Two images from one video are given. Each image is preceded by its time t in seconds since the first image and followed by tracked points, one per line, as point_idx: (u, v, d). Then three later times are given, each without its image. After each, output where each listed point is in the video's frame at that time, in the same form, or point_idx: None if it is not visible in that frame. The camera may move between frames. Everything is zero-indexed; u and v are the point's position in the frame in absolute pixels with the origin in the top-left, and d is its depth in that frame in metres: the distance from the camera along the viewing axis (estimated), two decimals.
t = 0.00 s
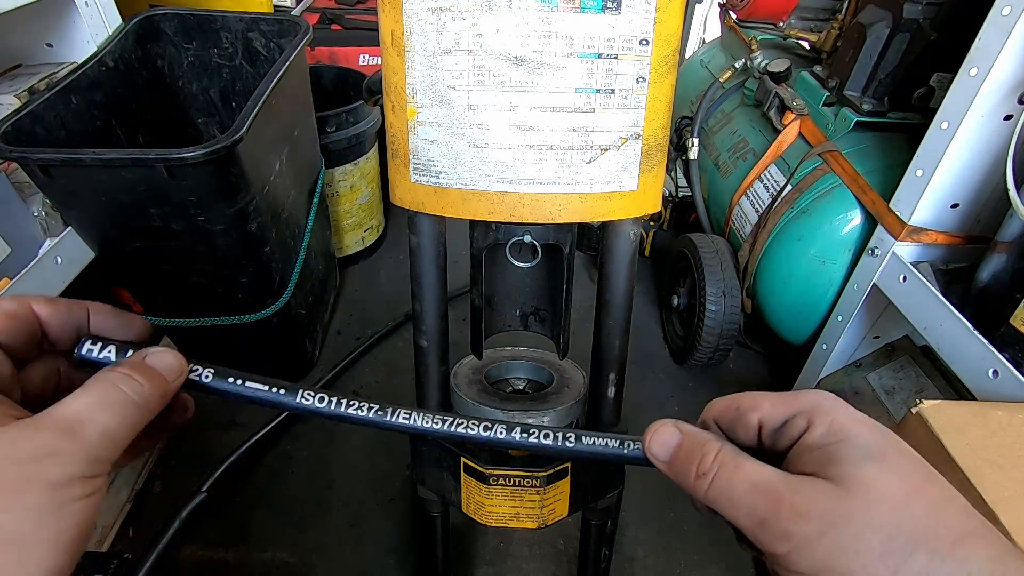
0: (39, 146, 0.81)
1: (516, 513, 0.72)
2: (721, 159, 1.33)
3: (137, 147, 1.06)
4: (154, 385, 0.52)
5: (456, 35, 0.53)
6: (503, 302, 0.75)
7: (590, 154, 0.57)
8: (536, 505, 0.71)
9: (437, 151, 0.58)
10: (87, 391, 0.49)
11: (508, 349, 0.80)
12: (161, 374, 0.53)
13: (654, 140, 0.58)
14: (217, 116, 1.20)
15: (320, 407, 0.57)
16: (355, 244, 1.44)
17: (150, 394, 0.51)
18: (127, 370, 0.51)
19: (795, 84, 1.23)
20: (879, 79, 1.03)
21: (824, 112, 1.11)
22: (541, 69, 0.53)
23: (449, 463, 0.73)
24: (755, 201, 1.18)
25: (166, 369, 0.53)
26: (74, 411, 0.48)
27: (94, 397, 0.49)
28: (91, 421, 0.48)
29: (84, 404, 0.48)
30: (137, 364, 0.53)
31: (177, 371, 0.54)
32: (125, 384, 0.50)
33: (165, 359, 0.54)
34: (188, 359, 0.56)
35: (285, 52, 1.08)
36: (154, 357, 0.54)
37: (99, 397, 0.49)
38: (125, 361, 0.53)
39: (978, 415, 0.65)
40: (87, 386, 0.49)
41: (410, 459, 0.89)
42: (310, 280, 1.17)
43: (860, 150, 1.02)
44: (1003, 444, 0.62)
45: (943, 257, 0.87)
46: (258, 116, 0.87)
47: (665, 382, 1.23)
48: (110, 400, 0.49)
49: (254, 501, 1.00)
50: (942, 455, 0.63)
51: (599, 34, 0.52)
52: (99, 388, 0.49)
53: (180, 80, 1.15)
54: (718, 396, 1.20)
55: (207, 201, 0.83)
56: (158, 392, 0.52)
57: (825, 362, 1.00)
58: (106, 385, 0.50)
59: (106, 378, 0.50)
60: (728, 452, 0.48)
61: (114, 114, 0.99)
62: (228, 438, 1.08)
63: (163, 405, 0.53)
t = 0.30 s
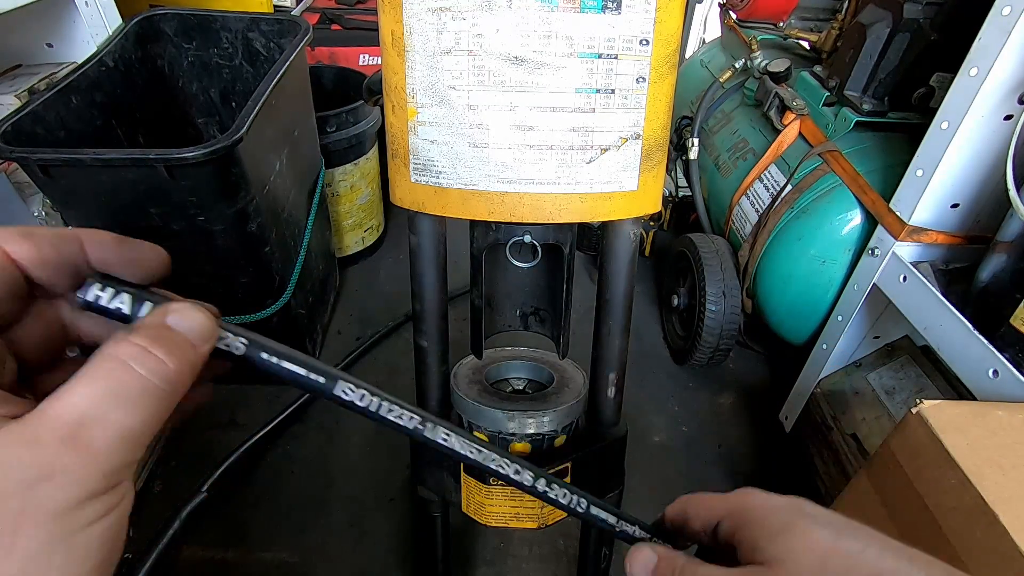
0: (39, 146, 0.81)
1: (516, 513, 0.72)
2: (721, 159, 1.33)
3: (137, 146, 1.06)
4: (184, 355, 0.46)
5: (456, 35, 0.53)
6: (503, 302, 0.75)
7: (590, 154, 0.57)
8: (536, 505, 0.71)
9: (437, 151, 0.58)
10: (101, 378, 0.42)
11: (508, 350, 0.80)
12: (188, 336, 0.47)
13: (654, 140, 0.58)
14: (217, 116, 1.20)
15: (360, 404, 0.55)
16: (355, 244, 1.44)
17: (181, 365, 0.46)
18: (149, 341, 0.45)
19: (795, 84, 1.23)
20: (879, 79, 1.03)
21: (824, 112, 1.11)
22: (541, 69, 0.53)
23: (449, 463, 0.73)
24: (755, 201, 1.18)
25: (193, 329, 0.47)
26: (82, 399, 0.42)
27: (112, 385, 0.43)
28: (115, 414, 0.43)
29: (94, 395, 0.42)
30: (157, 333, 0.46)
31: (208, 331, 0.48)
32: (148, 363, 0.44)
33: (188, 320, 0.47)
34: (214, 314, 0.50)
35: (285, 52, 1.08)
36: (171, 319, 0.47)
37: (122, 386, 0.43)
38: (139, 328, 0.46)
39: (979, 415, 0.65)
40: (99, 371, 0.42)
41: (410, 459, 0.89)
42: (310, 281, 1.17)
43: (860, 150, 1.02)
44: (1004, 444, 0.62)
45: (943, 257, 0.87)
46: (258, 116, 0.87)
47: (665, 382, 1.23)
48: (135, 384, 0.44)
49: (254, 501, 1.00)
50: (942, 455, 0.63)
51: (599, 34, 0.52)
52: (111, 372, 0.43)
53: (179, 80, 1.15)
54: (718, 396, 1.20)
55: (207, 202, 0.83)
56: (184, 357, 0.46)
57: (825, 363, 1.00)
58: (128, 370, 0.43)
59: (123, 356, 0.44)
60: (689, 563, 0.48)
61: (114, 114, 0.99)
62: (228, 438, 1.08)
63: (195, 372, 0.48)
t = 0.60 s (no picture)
0: (39, 146, 0.81)
1: (516, 513, 0.72)
2: (721, 159, 1.33)
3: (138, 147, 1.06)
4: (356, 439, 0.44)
5: (457, 35, 0.53)
6: (503, 301, 0.75)
7: (590, 154, 0.57)
8: (536, 505, 0.71)
9: (437, 151, 0.58)
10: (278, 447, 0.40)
11: (508, 349, 0.80)
12: (369, 419, 0.45)
13: (655, 140, 0.58)
14: (217, 116, 1.20)
15: (519, 449, 0.58)
16: (355, 244, 1.44)
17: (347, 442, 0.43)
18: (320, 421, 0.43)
19: (795, 84, 1.23)
20: (879, 79, 1.03)
21: (823, 112, 1.11)
22: (541, 69, 0.53)
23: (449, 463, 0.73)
24: (755, 201, 1.18)
25: (374, 411, 0.45)
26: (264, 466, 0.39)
27: (293, 465, 0.40)
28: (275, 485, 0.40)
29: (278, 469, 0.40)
30: (337, 412, 0.44)
31: (385, 413, 0.46)
32: (326, 442, 0.42)
33: (370, 398, 0.45)
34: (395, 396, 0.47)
35: (285, 52, 1.08)
36: (356, 395, 0.45)
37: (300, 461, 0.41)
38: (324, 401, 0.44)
39: (979, 415, 0.65)
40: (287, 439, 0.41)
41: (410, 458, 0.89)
42: (310, 281, 1.17)
43: (860, 150, 1.02)
44: (1004, 443, 0.62)
45: (943, 257, 0.87)
46: (258, 116, 0.87)
47: (665, 382, 1.23)
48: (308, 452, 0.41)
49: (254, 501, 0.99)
50: (941, 455, 0.63)
51: (599, 34, 0.52)
52: (296, 445, 0.41)
53: (180, 80, 1.15)
54: (718, 396, 1.20)
55: (207, 202, 0.83)
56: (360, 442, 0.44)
57: (825, 362, 1.00)
58: (302, 441, 0.41)
59: (300, 432, 0.42)
60: (620, 553, 0.49)
61: (114, 114, 0.99)
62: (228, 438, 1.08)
63: (368, 454, 0.45)
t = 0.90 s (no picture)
0: (39, 146, 0.81)
1: (516, 513, 0.72)
2: (721, 159, 1.33)
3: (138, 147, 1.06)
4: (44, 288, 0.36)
5: (457, 34, 0.53)
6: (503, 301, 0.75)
7: (590, 154, 0.57)
8: (536, 505, 0.71)
9: (437, 151, 0.58)
10: None
11: (508, 349, 0.80)
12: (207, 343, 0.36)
13: (655, 140, 0.58)
14: (217, 116, 1.20)
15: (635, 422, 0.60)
16: (355, 244, 1.44)
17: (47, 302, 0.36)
18: None
19: (795, 84, 1.23)
20: (879, 79, 1.03)
21: (823, 111, 1.11)
22: (541, 69, 0.53)
23: (449, 463, 0.73)
24: (755, 201, 1.18)
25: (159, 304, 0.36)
26: None
27: None
28: (15, 390, 0.36)
29: None
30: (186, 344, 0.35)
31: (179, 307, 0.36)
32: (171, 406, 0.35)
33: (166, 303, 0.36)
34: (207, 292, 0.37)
35: (285, 52, 1.08)
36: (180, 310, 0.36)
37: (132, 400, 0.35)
38: None
39: (979, 415, 0.65)
40: None
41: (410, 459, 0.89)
42: (310, 280, 1.17)
43: (860, 150, 1.02)
44: (1004, 443, 0.62)
45: (943, 257, 0.87)
46: (258, 116, 0.87)
47: (664, 382, 1.23)
48: None
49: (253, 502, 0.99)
50: (941, 455, 0.63)
51: (598, 34, 0.52)
52: None
53: (180, 80, 1.15)
54: (718, 396, 1.20)
55: (207, 202, 0.83)
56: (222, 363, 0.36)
57: (825, 363, 1.00)
58: None
59: None
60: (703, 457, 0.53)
61: (114, 114, 0.99)
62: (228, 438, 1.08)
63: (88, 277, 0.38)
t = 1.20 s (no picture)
0: (39, 146, 0.81)
1: (516, 512, 0.72)
2: (721, 159, 1.33)
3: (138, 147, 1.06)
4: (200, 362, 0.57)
5: (457, 35, 0.53)
6: (503, 301, 0.75)
7: (590, 154, 0.57)
8: (536, 505, 0.71)
9: (437, 151, 0.58)
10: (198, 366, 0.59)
11: (508, 350, 0.80)
12: (286, 399, 0.48)
13: (655, 140, 0.58)
14: (217, 116, 1.20)
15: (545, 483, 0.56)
16: (355, 244, 1.44)
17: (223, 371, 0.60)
18: (218, 358, 0.61)
19: (795, 84, 1.23)
20: (879, 79, 1.03)
21: (823, 112, 1.11)
22: (541, 69, 0.53)
23: (449, 463, 0.73)
24: (755, 201, 1.18)
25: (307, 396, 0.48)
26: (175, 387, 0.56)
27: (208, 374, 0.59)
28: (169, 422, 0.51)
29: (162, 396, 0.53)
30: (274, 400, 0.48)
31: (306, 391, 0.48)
32: (249, 426, 0.46)
33: (294, 384, 0.48)
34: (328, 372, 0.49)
35: (285, 52, 1.08)
36: (287, 387, 0.48)
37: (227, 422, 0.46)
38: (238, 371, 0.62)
39: (978, 415, 0.65)
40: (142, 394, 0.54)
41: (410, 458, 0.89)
42: (310, 281, 1.17)
43: (860, 150, 1.02)
44: (1004, 444, 0.62)
45: (943, 257, 0.87)
46: (258, 116, 0.87)
47: (665, 382, 1.23)
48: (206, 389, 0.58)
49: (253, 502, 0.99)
50: (941, 455, 0.63)
51: (599, 34, 0.52)
52: (223, 448, 0.44)
53: (180, 80, 1.15)
54: (718, 396, 1.20)
55: (208, 201, 0.83)
56: (290, 425, 0.47)
57: (825, 363, 1.00)
58: (228, 368, 0.61)
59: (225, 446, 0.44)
60: (649, 516, 0.51)
61: (114, 114, 0.99)
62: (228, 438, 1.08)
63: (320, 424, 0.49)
